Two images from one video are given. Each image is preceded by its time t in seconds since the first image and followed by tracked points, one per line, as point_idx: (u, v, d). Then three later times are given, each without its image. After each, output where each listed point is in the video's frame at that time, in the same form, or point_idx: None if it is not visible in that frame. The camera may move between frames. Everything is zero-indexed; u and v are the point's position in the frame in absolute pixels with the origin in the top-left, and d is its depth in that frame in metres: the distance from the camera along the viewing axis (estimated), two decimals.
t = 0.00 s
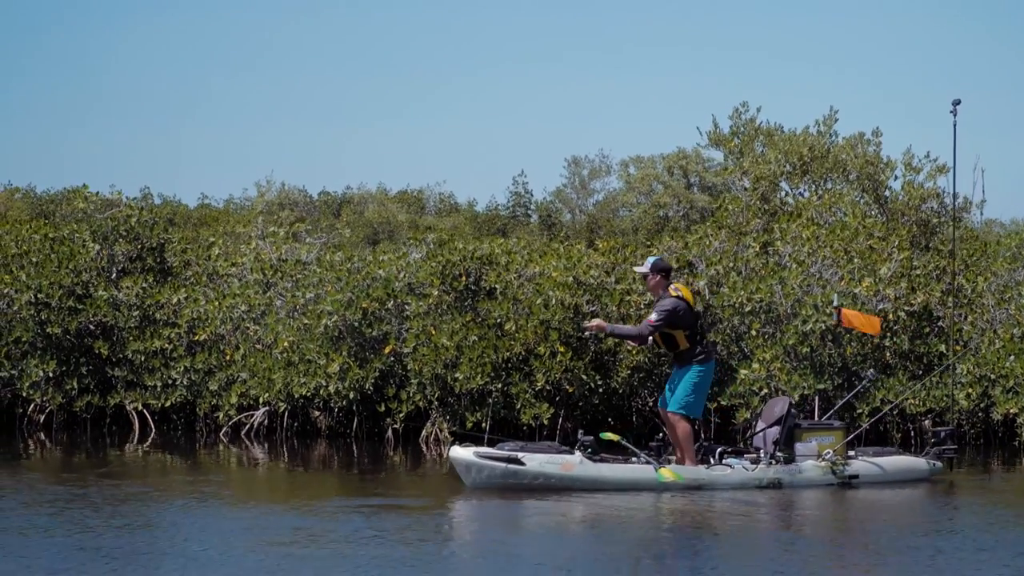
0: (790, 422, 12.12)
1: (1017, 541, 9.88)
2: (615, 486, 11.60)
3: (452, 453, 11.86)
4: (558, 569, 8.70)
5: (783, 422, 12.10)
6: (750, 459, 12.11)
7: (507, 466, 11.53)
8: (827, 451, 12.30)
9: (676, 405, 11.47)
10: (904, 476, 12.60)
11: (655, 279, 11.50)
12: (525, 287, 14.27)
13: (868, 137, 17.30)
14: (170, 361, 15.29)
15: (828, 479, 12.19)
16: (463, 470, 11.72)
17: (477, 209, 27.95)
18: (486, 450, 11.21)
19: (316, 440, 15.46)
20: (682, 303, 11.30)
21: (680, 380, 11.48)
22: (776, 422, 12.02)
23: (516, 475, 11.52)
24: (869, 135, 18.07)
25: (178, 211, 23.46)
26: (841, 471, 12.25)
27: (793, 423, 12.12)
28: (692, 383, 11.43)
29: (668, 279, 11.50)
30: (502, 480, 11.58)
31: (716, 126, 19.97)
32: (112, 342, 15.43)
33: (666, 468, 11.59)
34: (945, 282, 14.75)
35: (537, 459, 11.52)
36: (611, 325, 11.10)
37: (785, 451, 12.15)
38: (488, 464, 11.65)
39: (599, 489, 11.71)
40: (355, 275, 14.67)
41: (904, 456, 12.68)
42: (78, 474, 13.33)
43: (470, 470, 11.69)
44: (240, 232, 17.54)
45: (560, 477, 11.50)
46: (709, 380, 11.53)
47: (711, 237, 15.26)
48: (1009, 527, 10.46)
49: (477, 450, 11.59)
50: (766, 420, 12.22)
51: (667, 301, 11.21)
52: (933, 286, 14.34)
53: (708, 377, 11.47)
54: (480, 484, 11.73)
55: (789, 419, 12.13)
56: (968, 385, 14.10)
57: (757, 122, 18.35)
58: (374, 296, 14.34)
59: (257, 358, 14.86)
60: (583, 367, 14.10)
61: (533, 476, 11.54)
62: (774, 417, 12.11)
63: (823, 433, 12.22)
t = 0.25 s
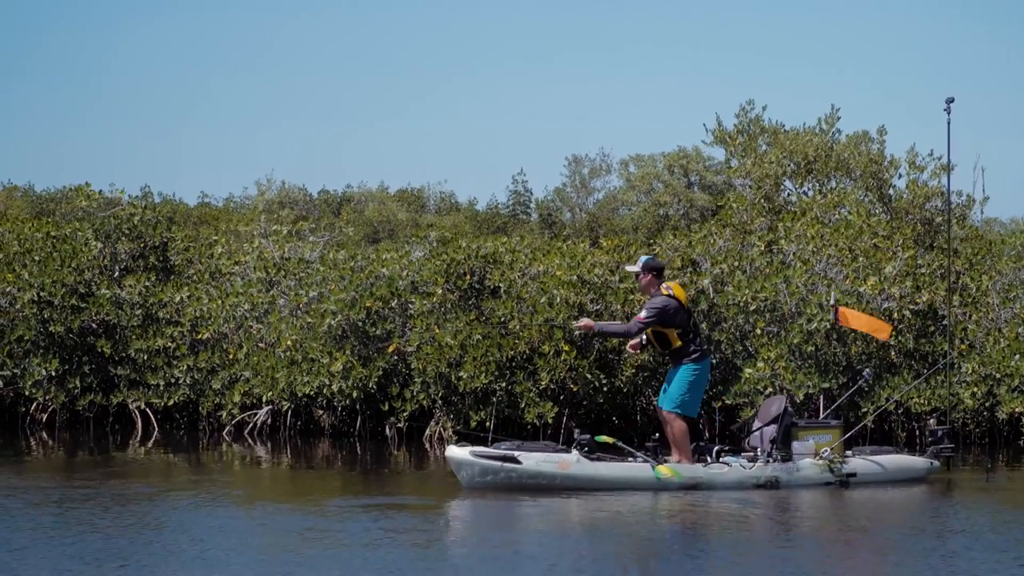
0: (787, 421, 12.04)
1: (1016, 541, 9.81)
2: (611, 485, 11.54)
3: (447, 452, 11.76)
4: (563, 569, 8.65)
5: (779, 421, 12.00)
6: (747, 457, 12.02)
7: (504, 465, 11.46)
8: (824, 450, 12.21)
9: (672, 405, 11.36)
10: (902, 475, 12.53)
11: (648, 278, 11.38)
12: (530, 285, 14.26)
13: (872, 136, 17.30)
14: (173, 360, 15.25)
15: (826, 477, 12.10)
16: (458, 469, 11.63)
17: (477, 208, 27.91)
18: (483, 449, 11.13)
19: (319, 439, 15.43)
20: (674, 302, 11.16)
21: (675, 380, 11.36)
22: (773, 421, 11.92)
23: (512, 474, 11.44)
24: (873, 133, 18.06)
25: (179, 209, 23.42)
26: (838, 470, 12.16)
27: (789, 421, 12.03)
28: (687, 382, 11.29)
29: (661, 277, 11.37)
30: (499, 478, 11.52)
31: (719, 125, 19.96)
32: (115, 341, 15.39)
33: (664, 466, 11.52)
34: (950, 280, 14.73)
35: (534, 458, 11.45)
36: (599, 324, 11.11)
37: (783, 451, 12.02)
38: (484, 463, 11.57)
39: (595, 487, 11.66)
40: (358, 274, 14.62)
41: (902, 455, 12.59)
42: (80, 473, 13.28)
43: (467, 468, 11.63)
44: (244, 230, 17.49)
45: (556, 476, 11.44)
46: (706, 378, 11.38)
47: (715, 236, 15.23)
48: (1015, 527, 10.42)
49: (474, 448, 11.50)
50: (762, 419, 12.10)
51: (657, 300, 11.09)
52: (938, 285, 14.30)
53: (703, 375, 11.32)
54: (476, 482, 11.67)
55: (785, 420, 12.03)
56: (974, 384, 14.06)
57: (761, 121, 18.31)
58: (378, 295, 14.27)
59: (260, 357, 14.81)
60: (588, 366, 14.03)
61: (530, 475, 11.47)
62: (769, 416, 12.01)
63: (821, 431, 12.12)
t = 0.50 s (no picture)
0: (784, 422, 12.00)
1: (1016, 543, 9.76)
2: (607, 486, 11.51)
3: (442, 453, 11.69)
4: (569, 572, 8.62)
5: (775, 422, 11.93)
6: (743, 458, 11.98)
7: (499, 466, 11.40)
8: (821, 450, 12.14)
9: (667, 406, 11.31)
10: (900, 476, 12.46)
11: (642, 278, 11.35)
12: (534, 286, 14.19)
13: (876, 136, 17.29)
14: (175, 361, 15.21)
15: (823, 478, 12.05)
16: (453, 471, 11.56)
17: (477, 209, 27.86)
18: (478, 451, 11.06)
19: (322, 441, 15.39)
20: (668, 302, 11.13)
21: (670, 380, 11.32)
22: (769, 422, 11.84)
23: (508, 475, 11.39)
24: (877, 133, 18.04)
25: (179, 210, 23.35)
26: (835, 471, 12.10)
27: (785, 422, 11.98)
28: (681, 382, 11.26)
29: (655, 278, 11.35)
30: (495, 480, 11.47)
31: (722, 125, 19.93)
32: (118, 342, 15.36)
33: (659, 466, 11.50)
34: (955, 281, 14.71)
35: (529, 459, 11.37)
36: (592, 322, 10.81)
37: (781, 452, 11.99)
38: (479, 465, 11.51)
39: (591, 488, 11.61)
40: (361, 275, 14.57)
41: (899, 455, 12.51)
42: (82, 474, 13.23)
43: (461, 470, 11.57)
44: (247, 230, 17.44)
45: (552, 478, 11.39)
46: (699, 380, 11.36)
47: (720, 236, 15.20)
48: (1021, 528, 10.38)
49: (469, 450, 11.43)
50: (759, 420, 12.04)
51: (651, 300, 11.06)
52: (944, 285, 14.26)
53: (698, 376, 11.30)
54: (472, 484, 11.61)
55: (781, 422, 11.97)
56: (979, 385, 14.05)
57: (765, 120, 18.27)
58: (381, 295, 14.23)
59: (263, 358, 14.76)
60: (592, 367, 14.01)
61: (526, 477, 11.41)
62: (766, 418, 11.93)
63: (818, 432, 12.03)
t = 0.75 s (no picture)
0: (780, 422, 11.94)
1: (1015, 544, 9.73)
2: (602, 487, 11.45)
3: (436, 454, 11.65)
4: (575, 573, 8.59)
5: (772, 422, 11.87)
6: (740, 459, 11.94)
7: (494, 466, 11.35)
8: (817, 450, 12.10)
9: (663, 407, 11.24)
10: (897, 477, 12.44)
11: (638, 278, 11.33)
12: (538, 286, 14.20)
13: (881, 135, 17.30)
14: (179, 361, 15.20)
15: (819, 478, 12.04)
16: (448, 471, 11.52)
17: (477, 209, 27.84)
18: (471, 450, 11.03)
19: (326, 441, 15.35)
20: (664, 302, 11.10)
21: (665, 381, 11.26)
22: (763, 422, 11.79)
23: (502, 475, 11.34)
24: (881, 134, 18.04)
25: (180, 210, 23.33)
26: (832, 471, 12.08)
27: (781, 422, 11.91)
28: (677, 383, 11.21)
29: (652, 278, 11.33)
30: (490, 480, 11.40)
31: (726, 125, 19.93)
32: (121, 342, 15.34)
33: (654, 466, 11.46)
34: (959, 280, 14.70)
35: (523, 459, 11.31)
36: (585, 320, 10.90)
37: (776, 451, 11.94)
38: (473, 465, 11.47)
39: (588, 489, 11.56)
40: (365, 275, 14.51)
41: (895, 456, 12.49)
42: (86, 474, 13.21)
43: (456, 471, 11.52)
44: (251, 231, 17.43)
45: (547, 477, 11.35)
46: (696, 379, 11.27)
47: (725, 236, 15.19)
48: None
49: (463, 450, 11.39)
50: (755, 420, 11.99)
51: (648, 299, 11.03)
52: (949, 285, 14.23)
53: (695, 376, 11.25)
54: (466, 485, 11.55)
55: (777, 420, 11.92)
56: (985, 384, 14.03)
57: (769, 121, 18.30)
58: (385, 296, 14.15)
59: (267, 358, 14.73)
60: (597, 367, 13.94)
61: (520, 477, 11.36)
62: (761, 418, 11.89)
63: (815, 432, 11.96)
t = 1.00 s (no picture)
0: (777, 423, 11.94)
1: (1014, 545, 9.68)
2: (596, 489, 11.39)
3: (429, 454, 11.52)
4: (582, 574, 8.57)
5: (768, 423, 11.87)
6: (735, 460, 11.91)
7: (488, 468, 11.24)
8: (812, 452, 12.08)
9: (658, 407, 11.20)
10: (892, 478, 12.37)
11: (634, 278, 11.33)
12: (542, 286, 14.18)
13: (886, 136, 17.31)
14: (182, 361, 15.17)
15: (815, 480, 11.99)
16: (440, 472, 11.39)
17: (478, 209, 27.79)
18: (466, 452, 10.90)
19: (330, 442, 15.32)
20: (659, 301, 11.09)
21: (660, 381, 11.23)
22: (761, 423, 11.80)
23: (496, 477, 11.24)
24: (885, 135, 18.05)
25: (181, 209, 23.26)
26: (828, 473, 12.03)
27: (778, 423, 11.92)
28: (672, 383, 11.17)
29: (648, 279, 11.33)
30: (484, 482, 11.29)
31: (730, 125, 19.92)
32: (124, 342, 15.30)
33: (648, 469, 11.40)
34: (964, 280, 14.70)
35: (518, 460, 11.22)
36: (584, 321, 10.99)
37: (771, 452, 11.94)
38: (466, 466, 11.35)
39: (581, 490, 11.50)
40: (369, 275, 14.47)
41: (891, 457, 12.40)
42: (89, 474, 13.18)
43: (449, 473, 11.39)
44: (254, 231, 17.40)
45: (541, 479, 11.27)
46: (691, 380, 11.26)
47: (730, 236, 15.18)
48: None
49: (456, 451, 11.26)
50: (751, 421, 11.99)
51: (643, 298, 11.03)
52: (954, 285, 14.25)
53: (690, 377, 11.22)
54: (459, 487, 11.43)
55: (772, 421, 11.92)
56: (990, 385, 14.05)
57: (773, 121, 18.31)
58: (389, 296, 14.08)
59: (271, 358, 14.71)
60: (602, 367, 13.93)
61: (514, 478, 11.28)
62: (759, 419, 11.88)
63: (812, 433, 11.92)
